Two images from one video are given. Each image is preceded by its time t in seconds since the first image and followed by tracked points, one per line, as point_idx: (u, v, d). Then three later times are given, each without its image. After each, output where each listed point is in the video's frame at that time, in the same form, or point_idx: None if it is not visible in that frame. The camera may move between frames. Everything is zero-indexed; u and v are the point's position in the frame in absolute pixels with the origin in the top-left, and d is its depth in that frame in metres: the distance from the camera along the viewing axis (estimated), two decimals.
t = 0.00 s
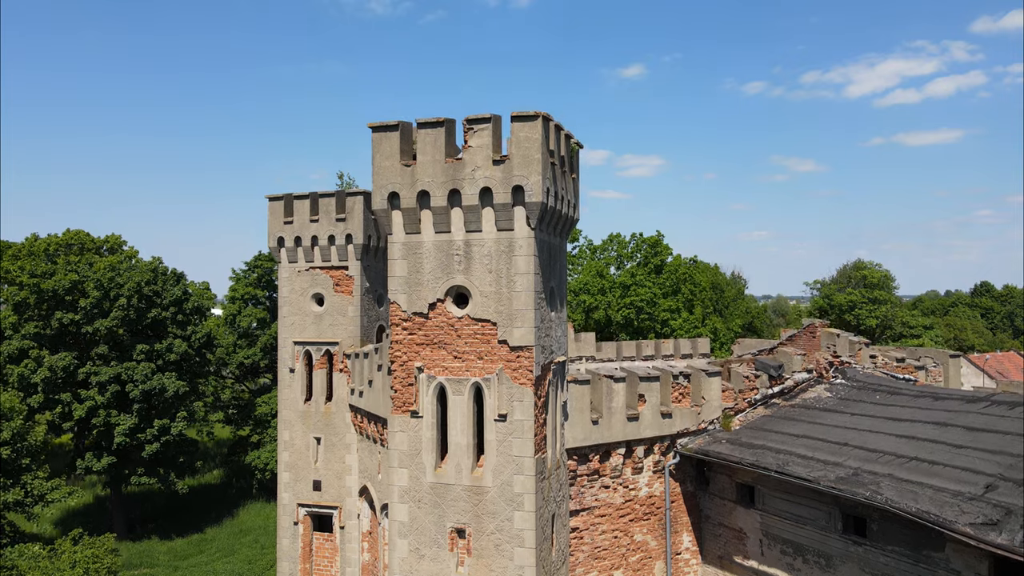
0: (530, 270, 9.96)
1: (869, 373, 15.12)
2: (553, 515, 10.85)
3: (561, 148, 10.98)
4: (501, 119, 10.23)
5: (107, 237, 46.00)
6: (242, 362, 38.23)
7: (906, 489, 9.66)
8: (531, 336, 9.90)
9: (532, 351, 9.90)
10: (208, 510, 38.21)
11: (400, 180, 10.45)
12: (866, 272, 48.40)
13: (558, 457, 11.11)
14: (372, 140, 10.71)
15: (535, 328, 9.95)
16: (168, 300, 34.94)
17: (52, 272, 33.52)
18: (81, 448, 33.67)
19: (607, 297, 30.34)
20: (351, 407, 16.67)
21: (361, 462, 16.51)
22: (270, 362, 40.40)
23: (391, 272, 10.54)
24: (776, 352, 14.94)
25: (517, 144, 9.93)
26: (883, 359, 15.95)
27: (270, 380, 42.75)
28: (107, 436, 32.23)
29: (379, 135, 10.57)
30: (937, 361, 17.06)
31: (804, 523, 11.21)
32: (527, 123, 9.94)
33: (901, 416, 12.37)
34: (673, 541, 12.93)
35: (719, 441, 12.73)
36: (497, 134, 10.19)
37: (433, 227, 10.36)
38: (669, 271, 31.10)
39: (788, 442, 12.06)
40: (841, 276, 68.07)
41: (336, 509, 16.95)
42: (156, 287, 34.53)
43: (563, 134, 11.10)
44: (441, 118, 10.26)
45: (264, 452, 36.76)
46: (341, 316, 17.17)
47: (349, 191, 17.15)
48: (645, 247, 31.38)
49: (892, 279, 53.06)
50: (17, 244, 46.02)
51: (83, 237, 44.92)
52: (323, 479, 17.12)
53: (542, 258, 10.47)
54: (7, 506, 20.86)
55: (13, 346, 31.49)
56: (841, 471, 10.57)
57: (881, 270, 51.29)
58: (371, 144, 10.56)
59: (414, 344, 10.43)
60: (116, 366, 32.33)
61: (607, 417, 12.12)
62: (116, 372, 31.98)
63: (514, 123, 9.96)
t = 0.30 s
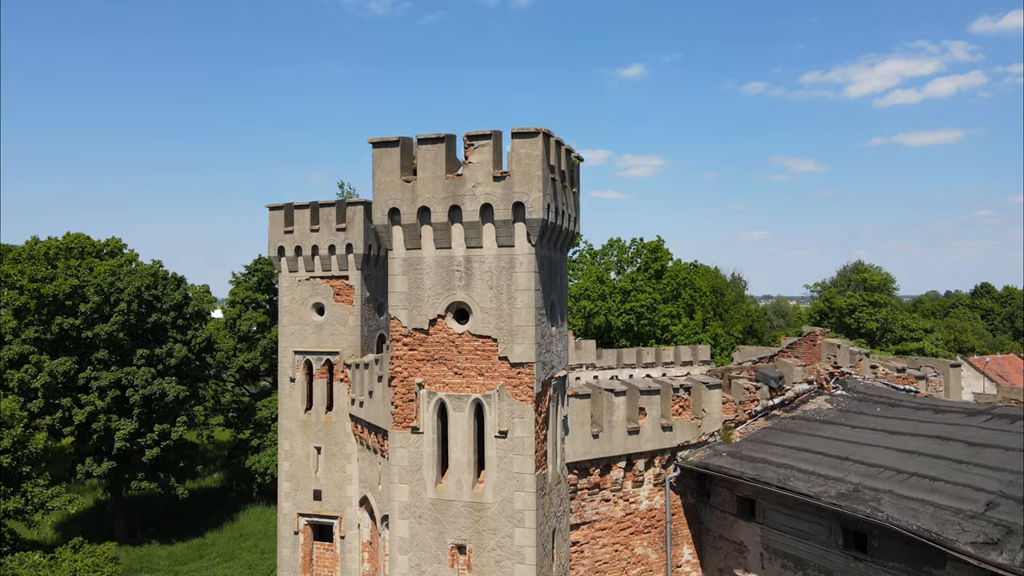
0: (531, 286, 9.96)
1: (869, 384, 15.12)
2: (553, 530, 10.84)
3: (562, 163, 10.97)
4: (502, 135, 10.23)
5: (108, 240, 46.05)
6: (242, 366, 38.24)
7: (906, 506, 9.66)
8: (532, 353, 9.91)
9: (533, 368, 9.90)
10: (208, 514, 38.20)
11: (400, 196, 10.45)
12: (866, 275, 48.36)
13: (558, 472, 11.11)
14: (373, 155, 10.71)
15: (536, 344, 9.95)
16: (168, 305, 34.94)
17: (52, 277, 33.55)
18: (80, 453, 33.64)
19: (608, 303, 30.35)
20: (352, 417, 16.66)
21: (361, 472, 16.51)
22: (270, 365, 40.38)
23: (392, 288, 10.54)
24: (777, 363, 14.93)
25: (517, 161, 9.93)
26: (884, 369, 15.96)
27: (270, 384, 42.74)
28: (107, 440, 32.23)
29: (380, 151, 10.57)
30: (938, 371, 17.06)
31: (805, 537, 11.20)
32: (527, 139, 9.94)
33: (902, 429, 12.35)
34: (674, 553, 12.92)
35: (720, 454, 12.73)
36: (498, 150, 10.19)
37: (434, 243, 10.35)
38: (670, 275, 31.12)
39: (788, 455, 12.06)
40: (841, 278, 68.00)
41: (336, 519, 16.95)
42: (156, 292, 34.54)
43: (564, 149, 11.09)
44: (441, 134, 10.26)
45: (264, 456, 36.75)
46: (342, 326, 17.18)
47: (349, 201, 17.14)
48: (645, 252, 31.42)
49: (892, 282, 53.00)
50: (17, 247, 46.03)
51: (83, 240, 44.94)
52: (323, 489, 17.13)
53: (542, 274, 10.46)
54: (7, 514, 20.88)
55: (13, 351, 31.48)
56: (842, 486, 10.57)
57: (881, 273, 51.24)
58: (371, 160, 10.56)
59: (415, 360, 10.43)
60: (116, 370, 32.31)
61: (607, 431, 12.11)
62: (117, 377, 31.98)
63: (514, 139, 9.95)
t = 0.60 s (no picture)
0: (532, 302, 9.95)
1: (870, 395, 15.12)
2: (553, 545, 10.82)
3: (563, 178, 10.94)
4: (502, 151, 10.22)
5: (108, 243, 46.08)
6: (243, 370, 38.22)
7: (907, 524, 9.65)
8: (532, 369, 9.90)
9: (534, 385, 9.90)
10: (208, 518, 38.19)
11: (401, 212, 10.43)
12: (867, 278, 48.35)
13: (559, 487, 11.10)
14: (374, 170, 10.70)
15: (537, 361, 9.95)
16: (169, 310, 34.92)
17: (52, 282, 33.55)
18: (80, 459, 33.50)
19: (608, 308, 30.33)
20: (352, 427, 16.66)
21: (362, 482, 16.51)
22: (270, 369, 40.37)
23: (393, 303, 10.54)
24: (778, 375, 14.93)
25: (518, 177, 9.91)
26: (884, 380, 15.97)
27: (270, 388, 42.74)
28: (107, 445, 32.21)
29: (381, 166, 10.56)
30: (939, 381, 17.05)
31: (806, 552, 11.17)
32: (528, 155, 9.92)
33: (902, 443, 12.34)
34: (674, 566, 12.91)
35: (721, 467, 12.72)
36: (498, 166, 10.17)
37: (435, 259, 10.34)
38: (671, 280, 31.15)
39: (789, 469, 12.04)
40: (841, 280, 67.94)
41: (337, 528, 16.96)
42: (156, 297, 34.54)
43: (566, 163, 11.07)
44: (442, 150, 10.24)
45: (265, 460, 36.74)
46: (342, 335, 17.17)
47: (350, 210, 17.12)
48: (645, 258, 31.46)
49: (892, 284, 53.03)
50: (18, 251, 46.01)
51: (83, 244, 44.95)
52: (324, 499, 17.14)
53: (543, 290, 10.45)
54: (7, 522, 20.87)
55: (14, 356, 31.41)
56: (843, 502, 10.55)
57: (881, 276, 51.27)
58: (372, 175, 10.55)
59: (415, 375, 10.42)
60: (116, 376, 32.29)
61: (607, 445, 12.11)
62: (117, 382, 31.95)
63: (515, 156, 9.94)
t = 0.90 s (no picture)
0: (532, 319, 9.93)
1: (871, 407, 15.10)
2: (554, 561, 10.80)
3: (564, 192, 10.90)
4: (503, 167, 10.21)
5: (109, 247, 46.10)
6: (243, 373, 38.19)
7: (908, 542, 9.63)
8: (533, 386, 9.89)
9: (535, 401, 9.89)
10: (209, 522, 38.17)
11: (402, 227, 10.42)
12: (868, 281, 48.31)
13: (559, 502, 11.09)
14: (375, 185, 10.69)
15: (538, 378, 9.94)
16: (169, 314, 34.92)
17: (53, 286, 33.56)
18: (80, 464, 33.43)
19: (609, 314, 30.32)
20: (352, 437, 16.67)
21: (362, 492, 16.50)
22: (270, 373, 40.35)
23: (394, 319, 10.54)
24: (779, 386, 14.92)
25: (519, 193, 9.90)
26: (885, 391, 15.95)
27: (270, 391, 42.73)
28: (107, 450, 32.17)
29: (382, 181, 10.55)
30: (940, 391, 17.03)
31: (807, 567, 11.15)
32: (529, 172, 9.90)
33: (903, 456, 12.32)
34: None
35: (722, 481, 12.69)
36: (499, 182, 10.16)
37: (435, 274, 10.33)
38: (671, 285, 31.20)
39: (789, 483, 12.01)
40: (841, 281, 67.86)
41: (337, 538, 16.95)
42: (156, 301, 34.53)
43: (567, 178, 11.04)
44: (442, 166, 10.23)
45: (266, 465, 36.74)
46: (342, 345, 17.16)
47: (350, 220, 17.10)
48: (646, 262, 31.51)
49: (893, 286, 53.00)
50: (17, 255, 46.02)
51: (83, 248, 44.93)
52: (324, 508, 17.14)
53: (544, 305, 10.44)
54: (7, 531, 20.87)
55: (14, 361, 31.35)
56: (843, 518, 10.54)
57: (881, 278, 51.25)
58: (373, 190, 10.54)
59: (416, 391, 10.42)
60: (116, 380, 32.26)
61: (608, 458, 12.11)
62: (117, 387, 31.91)
63: (516, 172, 9.92)
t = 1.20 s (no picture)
0: (532, 335, 9.94)
1: (872, 418, 15.08)
2: None
3: (564, 208, 10.87)
4: (504, 183, 10.20)
5: (109, 250, 46.15)
6: (243, 377, 38.16)
7: (909, 559, 9.62)
8: (534, 403, 9.89)
9: (535, 418, 9.89)
10: (209, 527, 38.14)
11: (402, 243, 10.41)
12: (868, 284, 48.27)
13: (560, 517, 11.08)
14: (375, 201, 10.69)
15: (538, 394, 9.93)
16: (169, 318, 34.94)
17: (53, 291, 33.59)
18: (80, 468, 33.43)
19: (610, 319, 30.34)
20: (352, 447, 16.66)
21: (362, 503, 16.51)
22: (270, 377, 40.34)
23: (394, 335, 10.54)
24: (779, 397, 14.92)
25: (519, 210, 9.88)
26: (885, 402, 15.97)
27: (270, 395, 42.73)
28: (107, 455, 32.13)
29: (382, 197, 10.55)
30: (941, 401, 17.00)
31: None
32: (530, 189, 9.88)
33: (904, 469, 12.31)
34: None
35: (723, 494, 12.67)
36: (500, 198, 10.15)
37: (436, 290, 10.32)
38: (672, 291, 31.26)
39: (790, 497, 11.99)
40: (841, 283, 67.75)
41: (337, 548, 16.94)
42: (156, 306, 34.54)
43: (568, 194, 11.02)
44: (443, 182, 10.22)
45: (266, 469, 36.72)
46: (343, 355, 17.16)
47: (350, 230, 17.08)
48: (646, 268, 31.57)
49: (892, 289, 52.95)
50: (18, 258, 46.06)
51: (83, 251, 44.96)
52: (324, 518, 17.13)
53: (544, 321, 10.42)
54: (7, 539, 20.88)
55: (14, 366, 31.25)
56: (844, 534, 10.53)
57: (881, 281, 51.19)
58: (373, 206, 10.54)
59: (417, 407, 10.43)
60: (116, 385, 32.19)
61: (609, 472, 12.10)
62: (117, 392, 31.88)
63: (516, 189, 9.90)
